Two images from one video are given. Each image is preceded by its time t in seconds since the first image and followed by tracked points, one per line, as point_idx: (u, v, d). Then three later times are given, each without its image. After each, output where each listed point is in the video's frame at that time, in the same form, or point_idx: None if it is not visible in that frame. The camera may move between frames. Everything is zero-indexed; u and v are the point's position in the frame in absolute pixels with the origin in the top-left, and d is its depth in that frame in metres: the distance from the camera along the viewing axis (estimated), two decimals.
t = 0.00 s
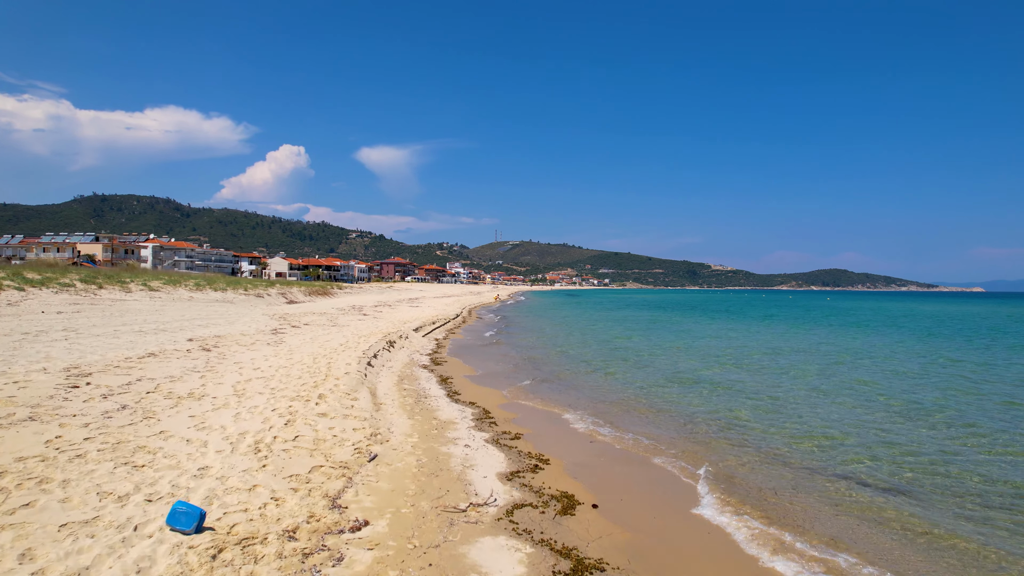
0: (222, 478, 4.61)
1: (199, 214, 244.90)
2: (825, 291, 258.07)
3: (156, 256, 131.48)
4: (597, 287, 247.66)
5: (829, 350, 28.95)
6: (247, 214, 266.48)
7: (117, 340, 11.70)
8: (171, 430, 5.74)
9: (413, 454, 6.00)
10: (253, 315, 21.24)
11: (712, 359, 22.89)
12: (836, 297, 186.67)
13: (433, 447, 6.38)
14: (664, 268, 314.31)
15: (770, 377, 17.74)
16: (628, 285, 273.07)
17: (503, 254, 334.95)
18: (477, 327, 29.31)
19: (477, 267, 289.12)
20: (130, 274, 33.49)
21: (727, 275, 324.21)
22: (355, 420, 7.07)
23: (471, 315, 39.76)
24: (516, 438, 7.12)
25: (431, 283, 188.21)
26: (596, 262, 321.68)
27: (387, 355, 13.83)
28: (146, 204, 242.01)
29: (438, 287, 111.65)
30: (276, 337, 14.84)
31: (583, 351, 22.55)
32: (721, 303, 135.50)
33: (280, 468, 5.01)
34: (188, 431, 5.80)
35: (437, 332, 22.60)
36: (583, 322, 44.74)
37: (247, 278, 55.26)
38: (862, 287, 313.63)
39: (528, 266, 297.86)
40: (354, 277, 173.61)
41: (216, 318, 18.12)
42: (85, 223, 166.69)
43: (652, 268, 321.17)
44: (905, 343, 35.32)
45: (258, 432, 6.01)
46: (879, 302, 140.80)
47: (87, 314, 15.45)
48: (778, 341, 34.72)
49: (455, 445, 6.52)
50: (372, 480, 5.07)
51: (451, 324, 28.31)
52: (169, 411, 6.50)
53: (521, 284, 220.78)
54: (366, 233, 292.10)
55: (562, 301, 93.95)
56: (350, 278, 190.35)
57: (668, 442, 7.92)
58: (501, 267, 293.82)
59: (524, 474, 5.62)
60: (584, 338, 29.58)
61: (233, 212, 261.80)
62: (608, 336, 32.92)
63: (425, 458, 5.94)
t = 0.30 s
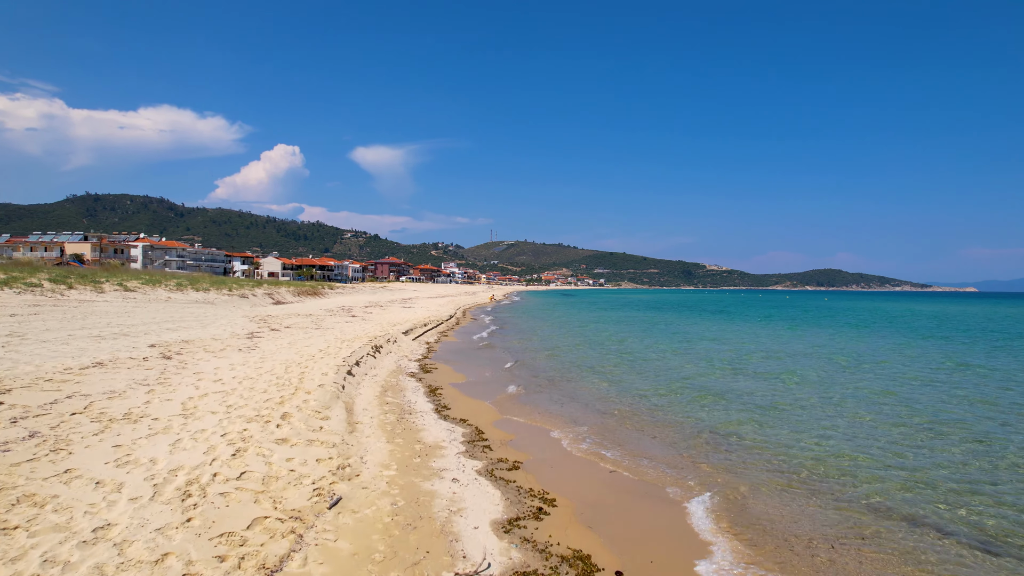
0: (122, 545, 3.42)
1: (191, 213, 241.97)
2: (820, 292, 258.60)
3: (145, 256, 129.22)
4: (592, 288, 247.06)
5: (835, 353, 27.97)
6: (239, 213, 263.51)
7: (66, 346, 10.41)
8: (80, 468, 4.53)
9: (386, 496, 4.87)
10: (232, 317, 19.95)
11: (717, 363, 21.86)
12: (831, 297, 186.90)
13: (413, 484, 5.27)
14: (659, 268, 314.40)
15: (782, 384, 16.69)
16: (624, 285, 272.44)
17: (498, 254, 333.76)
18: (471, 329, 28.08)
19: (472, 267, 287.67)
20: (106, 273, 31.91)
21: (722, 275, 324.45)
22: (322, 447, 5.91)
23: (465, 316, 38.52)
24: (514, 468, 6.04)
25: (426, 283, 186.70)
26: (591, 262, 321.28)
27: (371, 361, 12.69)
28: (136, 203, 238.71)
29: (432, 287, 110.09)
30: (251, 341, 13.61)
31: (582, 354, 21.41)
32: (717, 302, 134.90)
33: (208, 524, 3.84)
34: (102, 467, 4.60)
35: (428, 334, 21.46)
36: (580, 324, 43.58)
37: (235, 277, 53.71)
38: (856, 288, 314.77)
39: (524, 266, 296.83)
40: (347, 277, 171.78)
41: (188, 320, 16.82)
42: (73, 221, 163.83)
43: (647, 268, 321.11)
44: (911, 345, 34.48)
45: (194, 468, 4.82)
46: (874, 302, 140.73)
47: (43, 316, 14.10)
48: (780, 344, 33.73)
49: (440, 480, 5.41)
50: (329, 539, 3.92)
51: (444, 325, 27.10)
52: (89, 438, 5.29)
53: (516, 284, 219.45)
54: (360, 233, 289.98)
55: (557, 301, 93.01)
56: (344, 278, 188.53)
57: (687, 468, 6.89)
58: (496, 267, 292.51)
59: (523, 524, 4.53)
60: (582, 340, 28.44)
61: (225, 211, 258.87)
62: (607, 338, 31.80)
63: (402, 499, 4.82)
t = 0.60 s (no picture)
0: None
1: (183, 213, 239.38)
2: (814, 292, 259.23)
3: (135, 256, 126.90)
4: (588, 288, 246.65)
5: (842, 357, 26.99)
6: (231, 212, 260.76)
7: None
8: None
9: (341, 571, 3.63)
10: (207, 319, 18.60)
11: (722, 368, 20.81)
12: (825, 297, 187.14)
13: (379, 547, 4.03)
14: (654, 268, 314.39)
15: (795, 391, 15.64)
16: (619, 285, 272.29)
17: (493, 254, 332.69)
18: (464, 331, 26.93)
19: (467, 267, 286.24)
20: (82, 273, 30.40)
21: (716, 275, 325.05)
22: (267, 492, 4.65)
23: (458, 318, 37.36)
24: (511, 518, 4.85)
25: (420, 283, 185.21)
26: (586, 262, 320.71)
27: (351, 370, 11.44)
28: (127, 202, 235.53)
29: (426, 286, 108.93)
30: (218, 348, 12.30)
31: (581, 358, 20.30)
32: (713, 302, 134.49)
33: None
34: None
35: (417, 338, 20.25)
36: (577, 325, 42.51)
37: (223, 278, 52.32)
38: (850, 288, 315.94)
39: (519, 266, 295.73)
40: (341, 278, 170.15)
41: (156, 324, 15.48)
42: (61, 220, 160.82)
43: (642, 268, 320.98)
44: (916, 347, 33.64)
45: (75, 535, 3.52)
46: (869, 302, 140.80)
47: None
48: (784, 347, 32.72)
49: (417, 540, 4.18)
50: None
51: (436, 328, 25.88)
52: None
53: (511, 284, 218.61)
54: (355, 233, 288.28)
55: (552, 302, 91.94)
56: (337, 278, 186.64)
57: (721, 505, 5.73)
58: (491, 267, 291.34)
59: None
60: (579, 343, 27.38)
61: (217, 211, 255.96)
62: (605, 340, 30.76)
63: None
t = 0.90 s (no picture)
0: None
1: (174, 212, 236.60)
2: (810, 292, 259.30)
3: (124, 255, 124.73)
4: (583, 288, 245.84)
5: (852, 359, 25.84)
6: (224, 212, 258.42)
7: None
8: None
9: None
10: (176, 322, 17.15)
11: (730, 373, 19.61)
12: (822, 298, 186.84)
13: None
14: (650, 268, 314.23)
15: (815, 400, 14.39)
16: (615, 285, 271.18)
17: (488, 254, 331.62)
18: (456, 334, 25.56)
19: (462, 267, 284.80)
20: (54, 272, 28.80)
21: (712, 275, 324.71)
22: None
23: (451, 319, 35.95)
24: None
25: (415, 283, 183.73)
26: (582, 262, 320.23)
27: (323, 383, 10.07)
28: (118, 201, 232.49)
29: (421, 287, 107.50)
30: (176, 356, 10.88)
31: (580, 361, 19.02)
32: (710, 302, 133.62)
33: None
34: None
35: (406, 342, 18.89)
36: (574, 326, 41.18)
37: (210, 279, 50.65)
38: (845, 287, 316.71)
39: (514, 267, 294.50)
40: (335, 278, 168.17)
41: (114, 327, 14.01)
42: (50, 219, 158.40)
43: (638, 268, 320.67)
44: (924, 348, 32.55)
45: None
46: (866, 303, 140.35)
47: None
48: (789, 350, 31.53)
49: None
50: None
51: (427, 330, 24.49)
52: None
53: (507, 284, 217.08)
54: (349, 233, 285.84)
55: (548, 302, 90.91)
56: (331, 279, 184.75)
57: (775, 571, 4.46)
58: (486, 267, 289.87)
59: None
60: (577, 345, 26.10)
61: (210, 210, 253.32)
62: (604, 342, 29.47)
63: None
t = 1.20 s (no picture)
0: None
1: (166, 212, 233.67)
2: (804, 292, 259.88)
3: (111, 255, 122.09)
4: (578, 288, 245.03)
5: (863, 363, 24.67)
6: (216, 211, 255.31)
7: None
8: None
9: None
10: (138, 326, 15.57)
11: (740, 380, 18.36)
12: (817, 298, 187.08)
13: None
14: (645, 268, 313.91)
15: (840, 411, 13.13)
16: (611, 286, 270.49)
17: (483, 254, 330.13)
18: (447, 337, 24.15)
19: (457, 267, 283.13)
20: (19, 271, 26.96)
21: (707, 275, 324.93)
22: None
23: (443, 321, 34.48)
24: None
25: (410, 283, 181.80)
26: (577, 262, 319.45)
27: (285, 402, 8.59)
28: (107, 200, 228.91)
29: (414, 288, 105.60)
30: (115, 368, 9.32)
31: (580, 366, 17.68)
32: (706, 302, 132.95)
33: None
34: None
35: (391, 347, 17.45)
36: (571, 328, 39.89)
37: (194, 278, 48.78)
38: (839, 287, 317.70)
39: (510, 267, 293.09)
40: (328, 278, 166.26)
41: (59, 333, 12.43)
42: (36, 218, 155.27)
43: (633, 268, 320.25)
44: (933, 350, 31.52)
45: None
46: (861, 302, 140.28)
47: None
48: (795, 353, 30.35)
49: None
50: None
51: (416, 333, 23.03)
52: None
53: (502, 284, 215.81)
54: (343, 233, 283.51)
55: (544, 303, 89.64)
56: (324, 279, 182.59)
57: None
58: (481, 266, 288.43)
59: None
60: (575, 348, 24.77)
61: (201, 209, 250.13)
62: (603, 343, 28.14)
63: None
